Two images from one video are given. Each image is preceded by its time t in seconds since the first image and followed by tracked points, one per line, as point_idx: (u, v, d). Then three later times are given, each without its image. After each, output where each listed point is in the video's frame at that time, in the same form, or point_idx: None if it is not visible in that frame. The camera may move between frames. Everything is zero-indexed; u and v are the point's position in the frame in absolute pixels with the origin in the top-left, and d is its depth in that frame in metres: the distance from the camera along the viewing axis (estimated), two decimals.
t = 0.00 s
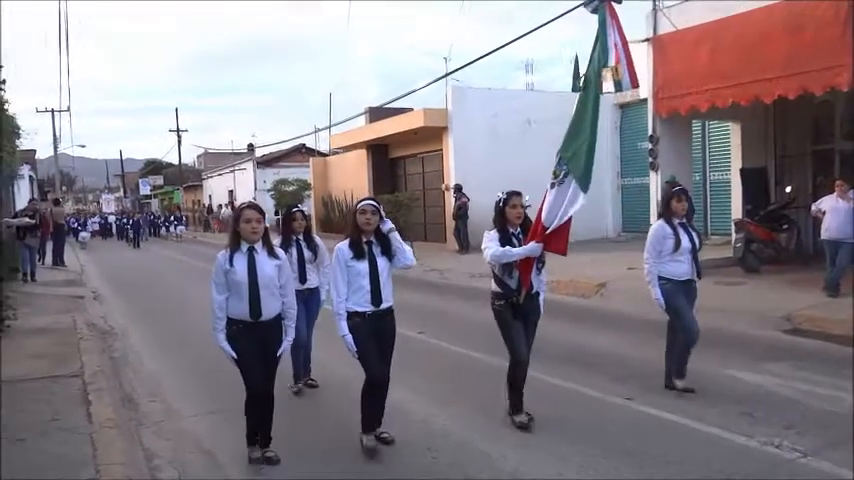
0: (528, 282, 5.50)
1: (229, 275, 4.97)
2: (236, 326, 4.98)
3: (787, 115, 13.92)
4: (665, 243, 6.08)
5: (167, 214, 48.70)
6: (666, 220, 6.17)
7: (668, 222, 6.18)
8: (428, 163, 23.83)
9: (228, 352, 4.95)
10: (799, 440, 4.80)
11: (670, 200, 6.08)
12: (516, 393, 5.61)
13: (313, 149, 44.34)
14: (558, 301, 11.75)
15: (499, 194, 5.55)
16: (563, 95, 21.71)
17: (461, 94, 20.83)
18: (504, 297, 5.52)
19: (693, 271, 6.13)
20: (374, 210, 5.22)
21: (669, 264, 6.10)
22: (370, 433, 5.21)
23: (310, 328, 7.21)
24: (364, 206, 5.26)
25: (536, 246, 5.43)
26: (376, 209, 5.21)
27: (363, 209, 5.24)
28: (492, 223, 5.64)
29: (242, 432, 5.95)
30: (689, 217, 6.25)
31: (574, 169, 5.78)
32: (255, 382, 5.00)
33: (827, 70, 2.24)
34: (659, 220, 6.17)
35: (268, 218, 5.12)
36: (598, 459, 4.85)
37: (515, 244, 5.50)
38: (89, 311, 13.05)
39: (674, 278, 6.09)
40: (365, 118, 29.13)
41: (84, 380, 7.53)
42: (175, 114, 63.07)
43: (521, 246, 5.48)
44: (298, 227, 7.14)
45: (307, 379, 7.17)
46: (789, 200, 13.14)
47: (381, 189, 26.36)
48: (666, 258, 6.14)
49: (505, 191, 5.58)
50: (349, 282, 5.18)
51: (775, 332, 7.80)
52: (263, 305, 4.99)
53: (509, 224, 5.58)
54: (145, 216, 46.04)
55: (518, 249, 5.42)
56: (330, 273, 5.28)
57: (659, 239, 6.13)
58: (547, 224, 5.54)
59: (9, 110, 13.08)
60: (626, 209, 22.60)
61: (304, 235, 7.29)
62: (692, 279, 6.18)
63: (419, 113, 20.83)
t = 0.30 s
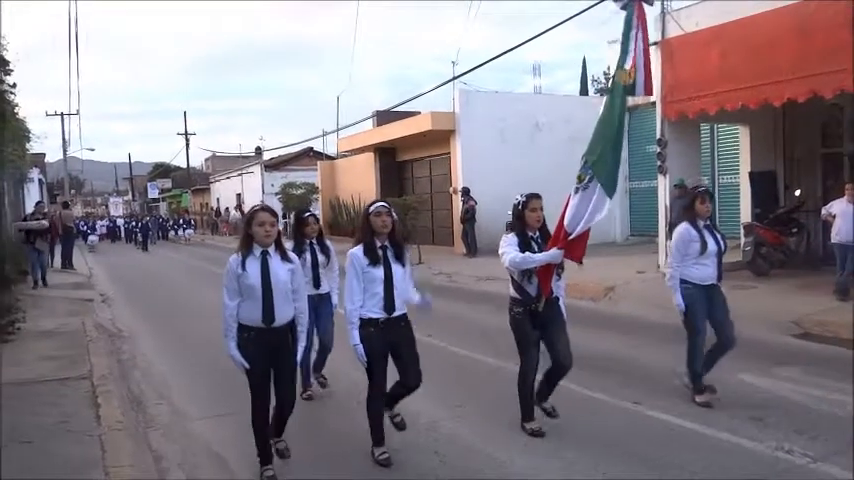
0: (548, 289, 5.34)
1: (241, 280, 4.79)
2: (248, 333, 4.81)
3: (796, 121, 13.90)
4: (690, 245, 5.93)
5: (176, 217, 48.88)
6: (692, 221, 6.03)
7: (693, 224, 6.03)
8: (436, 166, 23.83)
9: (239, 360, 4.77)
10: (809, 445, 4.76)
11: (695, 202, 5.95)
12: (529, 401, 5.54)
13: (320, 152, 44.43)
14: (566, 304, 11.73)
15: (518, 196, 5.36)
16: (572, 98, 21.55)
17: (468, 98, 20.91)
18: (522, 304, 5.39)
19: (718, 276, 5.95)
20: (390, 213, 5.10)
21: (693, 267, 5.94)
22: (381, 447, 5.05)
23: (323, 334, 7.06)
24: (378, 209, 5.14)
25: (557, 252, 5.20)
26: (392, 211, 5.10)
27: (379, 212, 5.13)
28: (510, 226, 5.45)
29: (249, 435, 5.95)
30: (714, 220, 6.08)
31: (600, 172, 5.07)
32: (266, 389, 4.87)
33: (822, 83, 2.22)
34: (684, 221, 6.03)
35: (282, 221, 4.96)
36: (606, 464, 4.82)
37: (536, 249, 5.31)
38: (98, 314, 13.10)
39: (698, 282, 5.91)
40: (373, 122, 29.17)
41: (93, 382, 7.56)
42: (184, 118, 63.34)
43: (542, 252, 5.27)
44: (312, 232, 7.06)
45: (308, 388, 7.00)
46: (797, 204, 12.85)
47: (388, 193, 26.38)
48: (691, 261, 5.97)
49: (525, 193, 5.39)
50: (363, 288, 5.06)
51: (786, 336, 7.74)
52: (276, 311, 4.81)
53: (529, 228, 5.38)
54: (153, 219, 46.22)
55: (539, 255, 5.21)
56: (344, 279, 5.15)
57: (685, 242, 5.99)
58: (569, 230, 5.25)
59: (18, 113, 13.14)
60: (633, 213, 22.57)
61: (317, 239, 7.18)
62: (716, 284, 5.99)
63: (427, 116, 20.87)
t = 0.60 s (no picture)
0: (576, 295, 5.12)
1: (258, 286, 4.70)
2: (265, 342, 4.70)
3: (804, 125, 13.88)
4: (716, 249, 5.62)
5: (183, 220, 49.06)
6: (718, 225, 5.73)
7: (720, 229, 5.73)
8: (442, 170, 23.86)
9: (257, 370, 4.67)
10: (819, 450, 4.74)
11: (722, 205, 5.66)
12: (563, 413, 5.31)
13: (327, 156, 44.52)
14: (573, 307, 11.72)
15: (542, 200, 5.28)
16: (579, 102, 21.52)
17: (476, 102, 20.89)
18: (549, 311, 5.20)
19: (745, 283, 5.65)
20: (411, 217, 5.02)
21: (719, 273, 5.63)
22: (423, 455, 4.96)
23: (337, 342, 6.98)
24: (399, 214, 5.06)
25: (583, 256, 5.01)
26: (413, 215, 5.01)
27: (399, 215, 5.06)
28: (534, 231, 5.33)
29: (257, 438, 5.97)
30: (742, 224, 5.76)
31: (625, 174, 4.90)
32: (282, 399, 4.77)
33: (822, 86, 2.24)
34: (710, 226, 5.73)
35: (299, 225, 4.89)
36: (615, 468, 4.82)
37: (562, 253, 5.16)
38: (106, 317, 13.14)
39: (725, 289, 5.62)
40: (380, 125, 29.22)
41: (101, 386, 7.57)
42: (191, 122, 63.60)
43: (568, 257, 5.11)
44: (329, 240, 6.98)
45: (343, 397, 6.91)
46: (807, 207, 12.89)
47: (395, 196, 26.42)
48: (717, 267, 5.67)
49: (549, 197, 5.30)
50: (383, 294, 4.97)
51: (795, 340, 7.71)
52: (294, 319, 4.71)
53: (554, 232, 5.27)
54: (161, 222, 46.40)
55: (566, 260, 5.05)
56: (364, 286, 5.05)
57: (710, 247, 5.69)
58: (596, 234, 5.06)
59: (28, 118, 13.23)
60: (641, 217, 22.52)
61: (335, 247, 7.10)
62: (744, 290, 5.68)
63: (434, 121, 20.94)
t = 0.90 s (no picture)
0: (594, 297, 5.09)
1: (268, 288, 4.69)
2: (275, 344, 4.70)
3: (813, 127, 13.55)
4: (738, 250, 5.77)
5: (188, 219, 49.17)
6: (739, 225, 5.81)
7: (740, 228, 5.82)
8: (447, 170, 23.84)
9: (267, 374, 4.67)
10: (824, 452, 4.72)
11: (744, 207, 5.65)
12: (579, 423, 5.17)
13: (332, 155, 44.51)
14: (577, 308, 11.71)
15: (560, 199, 5.19)
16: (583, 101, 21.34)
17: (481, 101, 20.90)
18: (567, 312, 5.17)
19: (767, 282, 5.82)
20: (424, 218, 4.99)
21: (742, 274, 5.78)
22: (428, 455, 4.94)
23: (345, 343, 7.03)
24: (413, 213, 5.03)
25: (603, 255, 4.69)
26: (426, 216, 4.98)
27: (413, 215, 5.01)
28: (552, 230, 5.24)
29: (260, 437, 5.98)
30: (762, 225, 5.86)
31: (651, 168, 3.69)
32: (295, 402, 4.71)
33: (827, 86, 2.21)
34: (730, 226, 5.83)
35: (310, 224, 4.88)
36: (618, 470, 4.81)
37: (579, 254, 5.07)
38: (111, 316, 13.16)
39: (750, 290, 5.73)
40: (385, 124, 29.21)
41: (105, 384, 7.59)
42: (196, 121, 63.68)
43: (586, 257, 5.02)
44: (340, 241, 6.94)
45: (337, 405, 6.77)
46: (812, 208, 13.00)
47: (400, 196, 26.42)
48: (737, 269, 5.84)
49: (568, 195, 5.20)
50: (394, 296, 4.95)
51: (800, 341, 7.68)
52: (305, 322, 4.70)
53: (572, 232, 5.17)
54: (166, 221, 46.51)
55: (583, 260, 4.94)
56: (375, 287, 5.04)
57: (732, 247, 5.81)
58: (616, 231, 4.47)
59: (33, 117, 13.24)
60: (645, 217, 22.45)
61: (346, 247, 7.06)
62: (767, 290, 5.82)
63: (439, 120, 20.98)
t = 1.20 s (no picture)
0: (605, 296, 4.97)
1: (271, 285, 4.67)
2: (277, 344, 4.69)
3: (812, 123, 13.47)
4: (754, 247, 5.40)
5: (188, 214, 49.17)
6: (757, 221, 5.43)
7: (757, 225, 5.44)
8: (446, 165, 23.84)
9: (269, 376, 4.61)
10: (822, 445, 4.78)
11: (757, 200, 5.31)
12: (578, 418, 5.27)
13: (332, 150, 44.49)
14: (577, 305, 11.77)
15: (570, 194, 5.15)
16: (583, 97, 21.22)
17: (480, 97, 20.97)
18: (575, 310, 5.12)
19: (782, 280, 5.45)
20: (431, 213, 4.98)
21: (756, 270, 5.45)
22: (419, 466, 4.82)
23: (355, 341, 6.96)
24: (420, 208, 5.02)
25: (618, 253, 4.43)
26: (433, 210, 4.97)
27: (421, 210, 5.00)
28: (563, 225, 5.18)
29: (260, 432, 5.99)
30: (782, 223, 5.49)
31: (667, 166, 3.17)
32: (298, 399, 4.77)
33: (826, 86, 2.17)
34: (748, 221, 5.43)
35: (313, 218, 4.86)
36: (616, 466, 4.85)
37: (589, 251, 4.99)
38: (111, 311, 13.17)
39: (762, 287, 5.41)
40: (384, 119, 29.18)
41: (105, 379, 7.60)
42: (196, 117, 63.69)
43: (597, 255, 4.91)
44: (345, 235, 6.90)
45: (339, 400, 6.74)
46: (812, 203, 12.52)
47: (399, 191, 26.43)
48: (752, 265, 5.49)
49: (579, 189, 5.17)
50: (401, 293, 4.96)
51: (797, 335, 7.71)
52: (308, 320, 4.69)
53: (582, 227, 5.10)
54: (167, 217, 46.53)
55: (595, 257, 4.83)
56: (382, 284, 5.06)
57: (748, 243, 5.45)
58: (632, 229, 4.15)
59: (32, 111, 13.22)
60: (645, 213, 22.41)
61: (350, 242, 7.03)
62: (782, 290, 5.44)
63: (438, 115, 20.95)
